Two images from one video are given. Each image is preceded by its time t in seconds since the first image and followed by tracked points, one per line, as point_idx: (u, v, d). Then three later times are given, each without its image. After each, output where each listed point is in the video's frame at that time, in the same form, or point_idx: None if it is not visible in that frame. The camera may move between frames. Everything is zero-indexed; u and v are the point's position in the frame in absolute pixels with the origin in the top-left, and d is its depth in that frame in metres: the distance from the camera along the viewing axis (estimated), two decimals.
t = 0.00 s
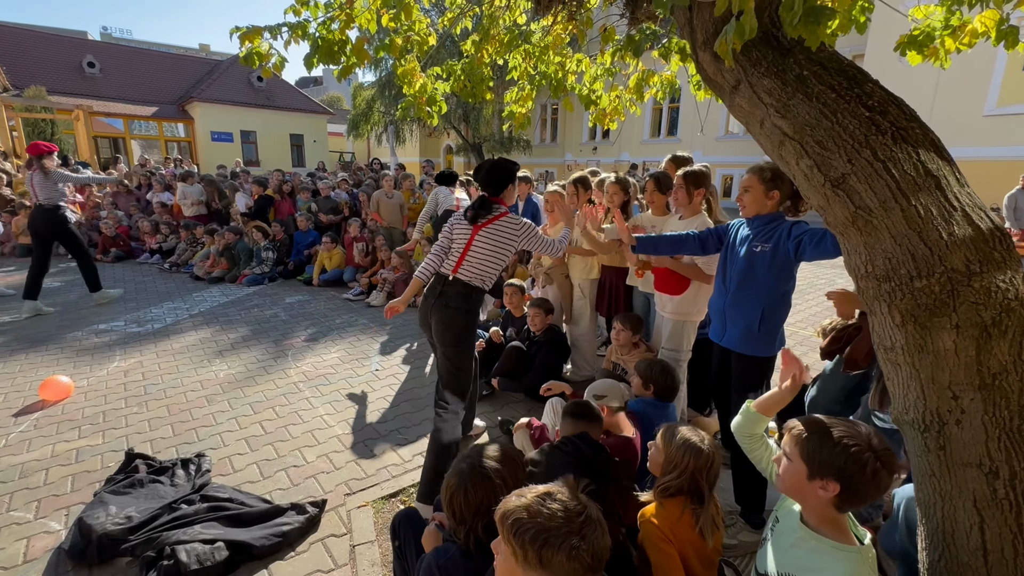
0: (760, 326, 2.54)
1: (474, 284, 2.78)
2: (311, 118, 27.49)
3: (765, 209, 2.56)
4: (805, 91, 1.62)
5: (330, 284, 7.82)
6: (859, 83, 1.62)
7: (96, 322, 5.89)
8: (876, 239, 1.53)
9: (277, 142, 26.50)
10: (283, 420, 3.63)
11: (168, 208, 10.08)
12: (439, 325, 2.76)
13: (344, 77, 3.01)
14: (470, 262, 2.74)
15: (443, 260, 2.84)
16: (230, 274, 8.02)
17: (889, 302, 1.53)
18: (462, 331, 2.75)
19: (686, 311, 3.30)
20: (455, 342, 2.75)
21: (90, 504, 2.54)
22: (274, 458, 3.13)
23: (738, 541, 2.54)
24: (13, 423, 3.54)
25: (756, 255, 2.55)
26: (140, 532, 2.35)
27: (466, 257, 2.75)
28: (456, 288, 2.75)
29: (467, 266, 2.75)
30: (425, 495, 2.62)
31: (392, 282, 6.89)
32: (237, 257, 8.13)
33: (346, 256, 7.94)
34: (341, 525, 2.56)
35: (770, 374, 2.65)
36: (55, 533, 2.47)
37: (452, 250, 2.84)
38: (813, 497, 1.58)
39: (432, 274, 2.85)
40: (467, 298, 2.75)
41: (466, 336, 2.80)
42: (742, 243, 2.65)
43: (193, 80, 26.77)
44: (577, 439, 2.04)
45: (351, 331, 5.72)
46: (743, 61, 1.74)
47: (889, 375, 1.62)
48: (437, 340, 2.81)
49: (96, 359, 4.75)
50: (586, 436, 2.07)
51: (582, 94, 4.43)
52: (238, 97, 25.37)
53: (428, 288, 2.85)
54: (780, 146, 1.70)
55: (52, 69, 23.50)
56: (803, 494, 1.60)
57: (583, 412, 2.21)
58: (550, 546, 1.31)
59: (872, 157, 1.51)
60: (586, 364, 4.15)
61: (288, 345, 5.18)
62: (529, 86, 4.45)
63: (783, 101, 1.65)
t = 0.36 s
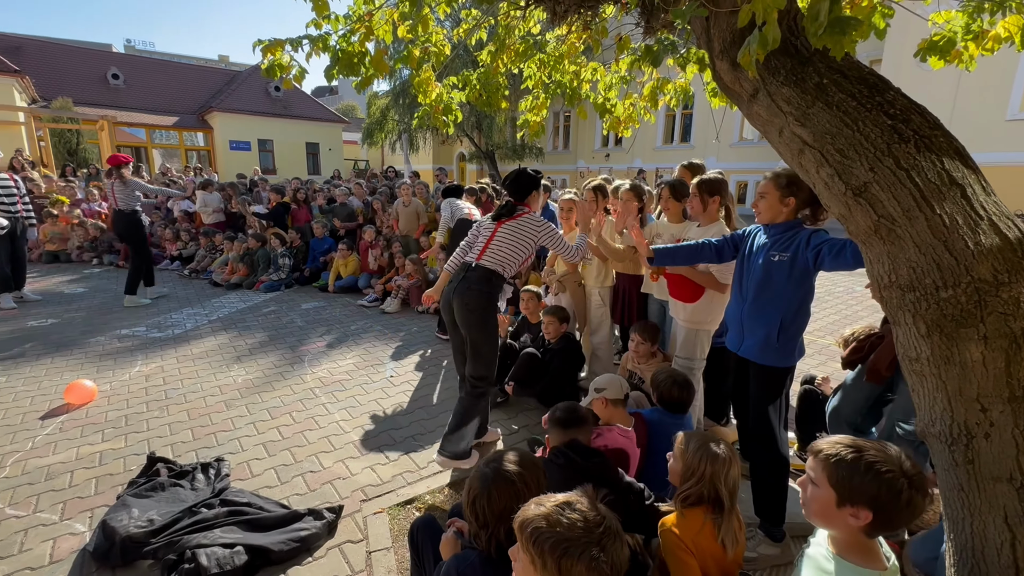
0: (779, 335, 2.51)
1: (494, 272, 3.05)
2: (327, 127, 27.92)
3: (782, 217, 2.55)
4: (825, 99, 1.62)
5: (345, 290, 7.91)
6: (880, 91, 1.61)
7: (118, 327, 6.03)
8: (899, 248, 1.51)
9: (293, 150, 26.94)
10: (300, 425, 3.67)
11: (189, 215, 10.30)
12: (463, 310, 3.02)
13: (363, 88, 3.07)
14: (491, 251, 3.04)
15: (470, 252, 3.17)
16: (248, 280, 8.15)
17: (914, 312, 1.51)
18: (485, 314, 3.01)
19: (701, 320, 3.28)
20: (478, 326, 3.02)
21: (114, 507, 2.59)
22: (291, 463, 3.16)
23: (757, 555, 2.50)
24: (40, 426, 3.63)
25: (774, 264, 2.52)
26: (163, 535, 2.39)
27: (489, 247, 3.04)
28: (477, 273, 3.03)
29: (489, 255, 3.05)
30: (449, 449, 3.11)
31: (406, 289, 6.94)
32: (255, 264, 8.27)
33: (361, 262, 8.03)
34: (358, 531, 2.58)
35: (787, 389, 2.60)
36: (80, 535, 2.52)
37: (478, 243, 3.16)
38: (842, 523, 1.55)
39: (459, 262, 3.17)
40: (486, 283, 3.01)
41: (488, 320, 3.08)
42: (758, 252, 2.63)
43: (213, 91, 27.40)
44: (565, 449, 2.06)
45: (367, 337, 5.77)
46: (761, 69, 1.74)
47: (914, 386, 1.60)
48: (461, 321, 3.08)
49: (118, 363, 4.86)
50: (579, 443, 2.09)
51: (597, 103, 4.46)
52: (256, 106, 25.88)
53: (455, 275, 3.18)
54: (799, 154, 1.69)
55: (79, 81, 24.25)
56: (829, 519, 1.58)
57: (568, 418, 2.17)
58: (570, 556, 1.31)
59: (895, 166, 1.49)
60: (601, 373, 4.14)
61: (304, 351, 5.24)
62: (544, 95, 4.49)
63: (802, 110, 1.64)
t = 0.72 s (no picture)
0: (807, 350, 2.44)
1: (521, 282, 3.14)
2: (352, 137, 28.51)
3: (806, 230, 2.50)
4: (859, 110, 1.58)
5: (369, 298, 8.03)
6: (918, 102, 1.57)
7: (154, 333, 6.24)
8: (939, 264, 1.46)
9: (319, 160, 27.58)
10: (326, 432, 3.72)
11: (220, 224, 10.61)
12: (494, 319, 3.10)
13: (390, 102, 3.15)
14: (519, 262, 3.11)
15: (495, 258, 3.19)
16: (275, 287, 8.35)
17: (956, 330, 1.46)
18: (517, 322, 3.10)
19: (726, 332, 3.22)
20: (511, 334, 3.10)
21: (149, 510, 2.67)
22: (317, 470, 3.21)
23: None
24: (80, 428, 3.77)
25: (800, 276, 2.47)
26: (195, 539, 2.45)
27: (518, 259, 3.10)
28: (506, 284, 3.09)
29: (517, 265, 3.12)
30: (500, 453, 3.24)
31: (429, 297, 7.00)
32: (282, 272, 8.47)
33: (384, 271, 8.14)
34: (382, 540, 2.60)
35: (816, 407, 2.51)
36: (117, 536, 2.60)
37: (504, 250, 3.19)
38: (888, 553, 1.51)
39: (484, 268, 3.19)
40: (516, 293, 3.10)
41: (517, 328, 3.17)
42: (785, 263, 2.58)
43: (244, 103, 28.32)
44: (570, 472, 2.06)
45: (390, 345, 5.84)
46: (792, 80, 1.71)
47: (958, 407, 1.54)
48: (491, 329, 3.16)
49: (153, 369, 5.02)
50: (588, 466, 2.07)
51: (621, 113, 4.45)
52: (284, 118, 26.62)
53: (480, 280, 3.19)
54: (832, 166, 1.65)
55: (119, 96, 25.38)
56: (875, 550, 1.53)
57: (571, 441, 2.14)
58: (590, 572, 1.31)
59: (934, 178, 1.45)
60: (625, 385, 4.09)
61: (329, 359, 5.33)
62: (567, 105, 4.52)
63: (835, 121, 1.61)
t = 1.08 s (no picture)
0: (848, 364, 2.34)
1: (544, 289, 3.25)
2: (385, 147, 29.20)
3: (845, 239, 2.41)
4: (908, 116, 1.52)
5: (401, 305, 8.17)
6: (973, 107, 1.50)
7: (197, 338, 6.51)
8: (1000, 277, 1.38)
9: (353, 169, 28.35)
10: (359, 438, 3.79)
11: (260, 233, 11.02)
12: (516, 324, 3.22)
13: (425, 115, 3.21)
14: (542, 269, 3.21)
15: (515, 267, 3.30)
16: (311, 294, 8.60)
17: (1019, 347, 1.38)
18: (537, 327, 3.20)
19: (763, 344, 3.12)
20: (532, 337, 3.19)
21: (192, 510, 2.76)
22: (351, 475, 3.27)
23: None
24: (130, 428, 3.96)
25: (838, 288, 2.37)
26: (235, 540, 2.53)
27: (541, 265, 3.21)
28: (531, 290, 3.20)
29: (540, 273, 3.23)
30: (531, 465, 3.20)
31: (459, 304, 7.07)
32: (318, 279, 8.72)
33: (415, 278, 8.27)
34: (414, 547, 2.62)
35: (860, 428, 2.38)
36: (163, 534, 2.71)
37: (525, 259, 3.29)
38: None
39: (506, 278, 3.30)
40: (538, 299, 3.21)
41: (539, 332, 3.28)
42: (824, 274, 2.48)
43: (283, 116, 29.43)
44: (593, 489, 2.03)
45: (421, 352, 5.91)
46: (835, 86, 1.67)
47: None
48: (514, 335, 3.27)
49: (197, 372, 5.24)
50: (631, 490, 1.96)
51: (654, 120, 4.42)
52: (321, 129, 27.50)
53: (503, 289, 3.31)
54: (880, 174, 1.59)
55: (169, 111, 26.80)
56: None
57: (611, 462, 2.08)
58: None
59: (994, 187, 1.37)
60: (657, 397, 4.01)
61: (362, 365, 5.44)
62: (599, 114, 4.51)
63: (882, 128, 1.55)
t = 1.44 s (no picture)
0: (910, 381, 2.21)
1: (562, 292, 3.41)
2: (423, 157, 29.83)
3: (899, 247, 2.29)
4: (980, 118, 1.43)
5: (439, 312, 8.30)
6: None
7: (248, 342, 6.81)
8: None
9: (393, 179, 29.10)
10: (400, 442, 3.86)
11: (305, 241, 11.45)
12: (536, 328, 3.39)
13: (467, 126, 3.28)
14: (558, 273, 3.40)
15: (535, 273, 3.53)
16: (354, 300, 8.87)
17: None
18: (556, 329, 3.36)
19: (815, 356, 2.99)
20: (551, 340, 3.35)
21: (245, 507, 2.88)
22: (393, 479, 3.33)
23: None
24: (187, 427, 4.19)
25: (896, 299, 2.24)
26: (284, 538, 2.62)
27: (556, 269, 3.40)
28: (548, 294, 3.38)
29: (556, 277, 3.41)
30: (551, 442, 3.55)
31: (497, 311, 7.12)
32: (360, 285, 8.97)
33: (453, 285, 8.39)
34: (454, 554, 2.65)
35: (930, 443, 2.26)
36: (218, 530, 2.84)
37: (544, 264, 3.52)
38: None
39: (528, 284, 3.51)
40: (556, 302, 3.38)
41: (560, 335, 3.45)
42: (878, 285, 2.35)
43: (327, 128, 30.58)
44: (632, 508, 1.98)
45: (459, 359, 5.97)
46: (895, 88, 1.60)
47: None
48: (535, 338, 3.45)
49: (248, 375, 5.47)
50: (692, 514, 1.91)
51: (697, 125, 4.33)
52: (363, 140, 28.39)
53: (525, 295, 3.50)
54: (948, 180, 1.52)
55: (223, 126, 28.34)
56: None
57: (673, 483, 1.94)
58: None
59: None
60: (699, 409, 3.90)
61: (402, 370, 5.55)
62: (639, 121, 4.48)
63: (950, 131, 1.47)
